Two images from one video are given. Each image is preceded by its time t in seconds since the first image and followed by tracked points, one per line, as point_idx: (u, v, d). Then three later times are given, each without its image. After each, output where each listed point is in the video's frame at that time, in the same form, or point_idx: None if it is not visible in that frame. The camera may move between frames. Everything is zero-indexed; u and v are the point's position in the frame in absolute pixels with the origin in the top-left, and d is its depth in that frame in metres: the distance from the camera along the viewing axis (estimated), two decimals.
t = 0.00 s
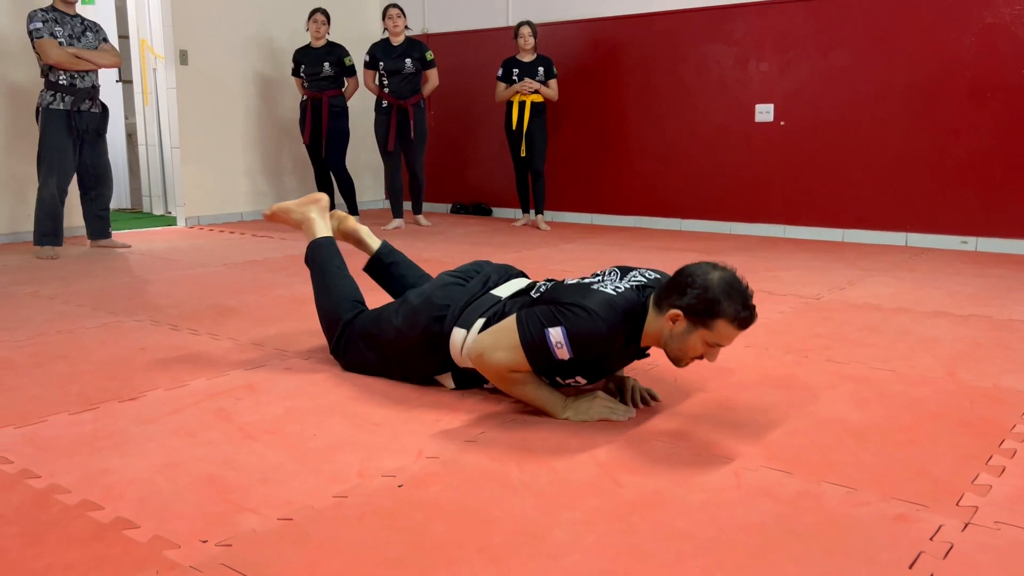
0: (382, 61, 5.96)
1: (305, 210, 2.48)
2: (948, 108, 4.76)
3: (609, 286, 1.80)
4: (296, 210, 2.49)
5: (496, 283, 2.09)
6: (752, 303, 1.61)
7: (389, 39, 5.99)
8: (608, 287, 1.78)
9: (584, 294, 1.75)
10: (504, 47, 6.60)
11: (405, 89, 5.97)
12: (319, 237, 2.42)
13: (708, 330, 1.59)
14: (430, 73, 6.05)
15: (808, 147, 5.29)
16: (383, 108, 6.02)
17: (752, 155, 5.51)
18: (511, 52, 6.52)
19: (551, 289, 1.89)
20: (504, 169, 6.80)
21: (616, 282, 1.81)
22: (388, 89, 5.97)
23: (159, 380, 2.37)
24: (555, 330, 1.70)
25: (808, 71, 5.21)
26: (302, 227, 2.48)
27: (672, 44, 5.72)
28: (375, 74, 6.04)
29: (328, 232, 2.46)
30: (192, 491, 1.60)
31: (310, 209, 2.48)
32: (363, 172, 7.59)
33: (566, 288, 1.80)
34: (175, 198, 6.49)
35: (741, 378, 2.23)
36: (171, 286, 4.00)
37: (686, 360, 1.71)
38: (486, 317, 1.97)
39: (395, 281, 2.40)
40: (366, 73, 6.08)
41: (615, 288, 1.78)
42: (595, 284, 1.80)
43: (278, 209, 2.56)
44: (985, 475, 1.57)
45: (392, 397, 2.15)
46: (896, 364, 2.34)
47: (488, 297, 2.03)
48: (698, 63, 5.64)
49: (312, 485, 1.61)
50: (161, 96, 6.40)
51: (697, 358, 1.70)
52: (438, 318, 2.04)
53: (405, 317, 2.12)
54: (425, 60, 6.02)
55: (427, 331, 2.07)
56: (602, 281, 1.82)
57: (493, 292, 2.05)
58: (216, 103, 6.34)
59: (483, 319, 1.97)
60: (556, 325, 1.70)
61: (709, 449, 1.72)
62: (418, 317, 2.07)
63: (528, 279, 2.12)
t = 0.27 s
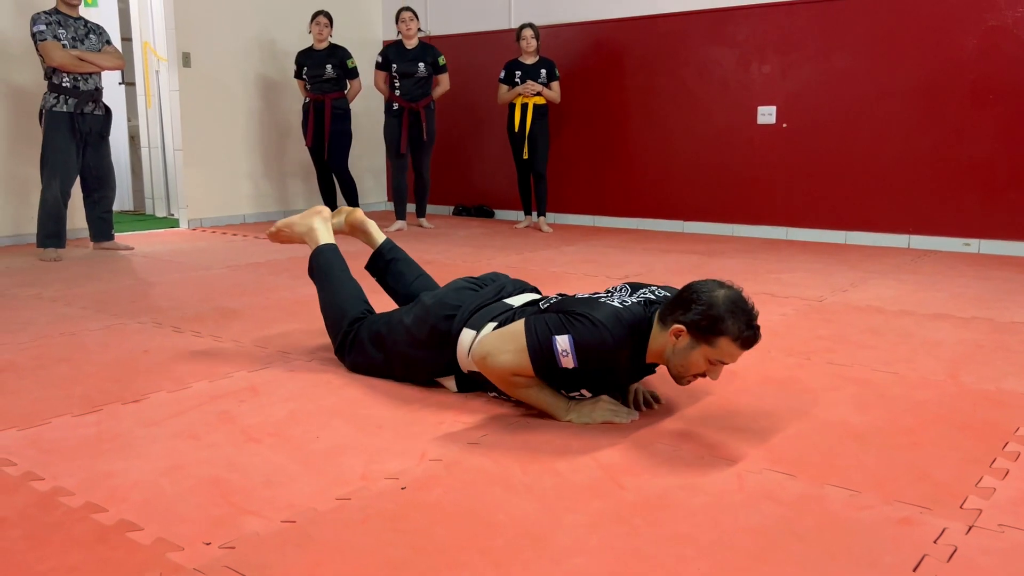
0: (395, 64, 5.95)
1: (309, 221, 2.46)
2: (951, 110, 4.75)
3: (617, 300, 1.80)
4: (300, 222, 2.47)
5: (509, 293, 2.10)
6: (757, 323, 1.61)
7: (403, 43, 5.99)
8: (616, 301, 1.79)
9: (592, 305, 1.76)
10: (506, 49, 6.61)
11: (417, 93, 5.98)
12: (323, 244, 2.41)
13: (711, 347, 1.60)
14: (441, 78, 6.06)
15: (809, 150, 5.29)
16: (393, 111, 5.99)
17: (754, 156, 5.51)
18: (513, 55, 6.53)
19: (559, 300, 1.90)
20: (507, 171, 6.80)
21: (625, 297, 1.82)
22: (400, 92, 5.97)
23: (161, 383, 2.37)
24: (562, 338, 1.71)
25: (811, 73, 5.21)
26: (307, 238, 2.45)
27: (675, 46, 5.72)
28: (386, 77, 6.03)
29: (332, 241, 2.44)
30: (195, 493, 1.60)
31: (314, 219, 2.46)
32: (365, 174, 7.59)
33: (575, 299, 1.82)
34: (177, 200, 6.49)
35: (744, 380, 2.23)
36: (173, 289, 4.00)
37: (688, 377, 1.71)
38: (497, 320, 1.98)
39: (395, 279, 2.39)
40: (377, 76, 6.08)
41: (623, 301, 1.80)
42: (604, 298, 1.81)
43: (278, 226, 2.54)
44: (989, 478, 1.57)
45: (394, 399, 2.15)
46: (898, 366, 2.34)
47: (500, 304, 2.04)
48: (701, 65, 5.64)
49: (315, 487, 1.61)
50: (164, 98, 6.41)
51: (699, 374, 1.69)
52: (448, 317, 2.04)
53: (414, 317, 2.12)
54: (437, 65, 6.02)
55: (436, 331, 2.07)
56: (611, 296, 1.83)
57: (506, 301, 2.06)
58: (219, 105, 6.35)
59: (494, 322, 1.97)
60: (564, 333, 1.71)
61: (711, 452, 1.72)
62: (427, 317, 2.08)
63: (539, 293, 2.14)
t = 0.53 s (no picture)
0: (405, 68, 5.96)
1: (310, 238, 2.48)
2: (953, 112, 4.76)
3: (628, 295, 1.84)
4: (301, 241, 2.49)
5: (520, 298, 2.11)
6: (763, 317, 1.60)
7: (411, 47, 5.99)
8: (626, 295, 1.83)
9: (600, 297, 1.81)
10: (508, 52, 6.62)
11: (426, 96, 5.99)
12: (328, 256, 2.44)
13: (712, 334, 1.59)
14: (451, 83, 6.09)
15: (811, 152, 5.29)
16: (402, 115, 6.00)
17: (757, 159, 5.51)
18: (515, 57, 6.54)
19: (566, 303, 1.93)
20: (508, 173, 6.81)
21: (636, 293, 1.86)
22: (410, 96, 5.98)
23: (165, 384, 2.38)
24: (571, 324, 1.73)
25: (813, 76, 5.22)
26: (311, 253, 2.47)
27: (677, 48, 5.73)
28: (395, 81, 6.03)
29: (335, 251, 2.47)
30: (200, 493, 1.61)
31: (314, 236, 2.49)
32: (367, 177, 7.60)
33: (586, 294, 1.86)
34: (180, 202, 6.50)
35: (747, 381, 2.23)
36: (176, 290, 4.00)
37: (690, 368, 1.69)
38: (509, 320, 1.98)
39: (397, 278, 2.39)
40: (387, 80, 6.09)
41: (633, 296, 1.84)
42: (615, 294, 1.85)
43: (280, 248, 2.53)
44: (993, 479, 1.57)
45: (398, 400, 2.16)
46: (902, 367, 2.34)
47: (511, 306, 2.05)
48: (702, 68, 5.64)
49: (319, 488, 1.61)
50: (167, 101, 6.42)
51: (701, 364, 1.68)
52: (460, 315, 2.06)
53: (425, 316, 2.13)
54: (446, 70, 6.04)
55: (446, 329, 2.08)
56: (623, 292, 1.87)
57: (517, 304, 2.07)
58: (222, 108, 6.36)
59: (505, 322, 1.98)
60: (572, 319, 1.74)
61: (715, 453, 1.72)
62: (438, 316, 2.09)
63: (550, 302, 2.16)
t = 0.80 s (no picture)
0: (409, 72, 5.97)
1: (279, 278, 2.52)
2: (951, 115, 4.77)
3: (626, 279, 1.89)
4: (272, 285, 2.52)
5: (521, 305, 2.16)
6: (747, 296, 1.63)
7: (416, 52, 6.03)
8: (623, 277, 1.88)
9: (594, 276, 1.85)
10: (508, 55, 6.64)
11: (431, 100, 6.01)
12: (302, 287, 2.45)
13: (696, 306, 1.62)
14: (454, 87, 6.12)
15: (810, 156, 5.31)
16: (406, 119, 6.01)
17: (756, 162, 5.53)
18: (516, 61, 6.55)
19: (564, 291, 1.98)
20: (509, 176, 6.82)
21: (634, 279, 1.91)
22: (414, 100, 5.99)
23: (167, 388, 2.39)
24: (560, 278, 1.77)
25: (812, 80, 5.23)
26: (286, 290, 2.50)
27: (677, 52, 5.74)
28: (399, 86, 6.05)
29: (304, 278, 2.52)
30: (202, 497, 1.62)
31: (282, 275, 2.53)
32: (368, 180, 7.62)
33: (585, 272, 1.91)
34: (181, 205, 6.51)
35: (747, 385, 2.24)
36: (177, 294, 4.02)
37: (674, 346, 1.71)
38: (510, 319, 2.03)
39: (394, 290, 2.42)
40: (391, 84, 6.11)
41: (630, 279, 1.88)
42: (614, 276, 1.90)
43: (252, 299, 2.55)
44: (989, 483, 1.58)
45: (398, 404, 2.17)
46: (901, 371, 2.36)
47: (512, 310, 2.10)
48: (702, 71, 5.66)
49: (321, 491, 1.62)
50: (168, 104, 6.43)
51: (686, 344, 1.69)
52: (462, 314, 2.09)
53: (428, 317, 2.16)
54: (449, 74, 6.07)
55: (448, 328, 2.11)
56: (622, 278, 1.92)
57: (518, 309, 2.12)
58: (224, 111, 6.38)
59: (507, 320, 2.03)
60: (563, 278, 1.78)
61: (714, 456, 1.74)
62: (441, 316, 2.13)
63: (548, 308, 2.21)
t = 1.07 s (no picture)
0: (410, 75, 6.00)
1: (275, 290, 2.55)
2: (950, 119, 4.79)
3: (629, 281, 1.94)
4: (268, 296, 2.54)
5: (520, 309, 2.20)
6: (747, 291, 1.68)
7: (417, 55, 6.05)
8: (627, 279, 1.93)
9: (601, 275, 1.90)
10: (509, 59, 6.65)
11: (432, 103, 6.03)
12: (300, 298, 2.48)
13: (700, 298, 1.65)
14: (455, 90, 6.14)
15: (809, 159, 5.33)
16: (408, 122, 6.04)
17: (756, 165, 5.54)
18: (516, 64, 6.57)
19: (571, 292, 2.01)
20: (509, 179, 6.84)
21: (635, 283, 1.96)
22: (415, 103, 6.01)
23: (168, 391, 2.40)
24: (568, 263, 1.83)
25: (811, 83, 5.25)
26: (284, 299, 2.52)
27: (677, 56, 5.76)
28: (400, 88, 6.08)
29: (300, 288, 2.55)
30: (204, 500, 1.64)
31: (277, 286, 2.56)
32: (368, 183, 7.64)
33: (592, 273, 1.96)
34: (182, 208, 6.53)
35: (745, 389, 2.26)
36: (178, 297, 4.03)
37: (676, 343, 1.73)
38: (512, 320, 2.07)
39: (390, 296, 2.45)
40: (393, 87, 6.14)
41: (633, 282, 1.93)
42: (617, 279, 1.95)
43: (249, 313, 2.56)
44: (983, 486, 1.60)
45: (398, 407, 2.18)
46: (898, 375, 2.37)
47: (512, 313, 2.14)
48: (702, 75, 5.68)
49: (322, 495, 1.64)
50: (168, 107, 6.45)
51: (688, 339, 1.71)
52: (465, 316, 2.12)
53: (431, 320, 2.18)
54: (451, 77, 6.09)
55: (451, 330, 2.13)
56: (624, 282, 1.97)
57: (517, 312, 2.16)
58: (225, 114, 6.40)
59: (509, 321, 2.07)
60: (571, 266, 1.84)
61: (711, 460, 1.75)
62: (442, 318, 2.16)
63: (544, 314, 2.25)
